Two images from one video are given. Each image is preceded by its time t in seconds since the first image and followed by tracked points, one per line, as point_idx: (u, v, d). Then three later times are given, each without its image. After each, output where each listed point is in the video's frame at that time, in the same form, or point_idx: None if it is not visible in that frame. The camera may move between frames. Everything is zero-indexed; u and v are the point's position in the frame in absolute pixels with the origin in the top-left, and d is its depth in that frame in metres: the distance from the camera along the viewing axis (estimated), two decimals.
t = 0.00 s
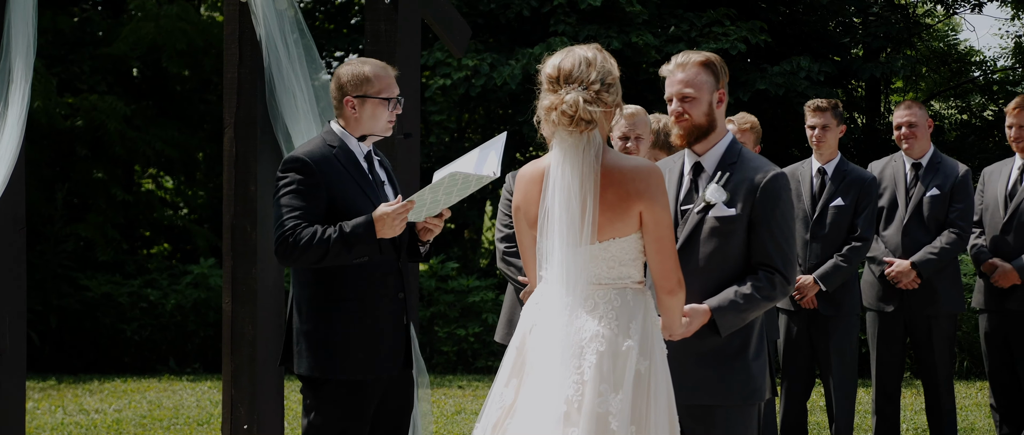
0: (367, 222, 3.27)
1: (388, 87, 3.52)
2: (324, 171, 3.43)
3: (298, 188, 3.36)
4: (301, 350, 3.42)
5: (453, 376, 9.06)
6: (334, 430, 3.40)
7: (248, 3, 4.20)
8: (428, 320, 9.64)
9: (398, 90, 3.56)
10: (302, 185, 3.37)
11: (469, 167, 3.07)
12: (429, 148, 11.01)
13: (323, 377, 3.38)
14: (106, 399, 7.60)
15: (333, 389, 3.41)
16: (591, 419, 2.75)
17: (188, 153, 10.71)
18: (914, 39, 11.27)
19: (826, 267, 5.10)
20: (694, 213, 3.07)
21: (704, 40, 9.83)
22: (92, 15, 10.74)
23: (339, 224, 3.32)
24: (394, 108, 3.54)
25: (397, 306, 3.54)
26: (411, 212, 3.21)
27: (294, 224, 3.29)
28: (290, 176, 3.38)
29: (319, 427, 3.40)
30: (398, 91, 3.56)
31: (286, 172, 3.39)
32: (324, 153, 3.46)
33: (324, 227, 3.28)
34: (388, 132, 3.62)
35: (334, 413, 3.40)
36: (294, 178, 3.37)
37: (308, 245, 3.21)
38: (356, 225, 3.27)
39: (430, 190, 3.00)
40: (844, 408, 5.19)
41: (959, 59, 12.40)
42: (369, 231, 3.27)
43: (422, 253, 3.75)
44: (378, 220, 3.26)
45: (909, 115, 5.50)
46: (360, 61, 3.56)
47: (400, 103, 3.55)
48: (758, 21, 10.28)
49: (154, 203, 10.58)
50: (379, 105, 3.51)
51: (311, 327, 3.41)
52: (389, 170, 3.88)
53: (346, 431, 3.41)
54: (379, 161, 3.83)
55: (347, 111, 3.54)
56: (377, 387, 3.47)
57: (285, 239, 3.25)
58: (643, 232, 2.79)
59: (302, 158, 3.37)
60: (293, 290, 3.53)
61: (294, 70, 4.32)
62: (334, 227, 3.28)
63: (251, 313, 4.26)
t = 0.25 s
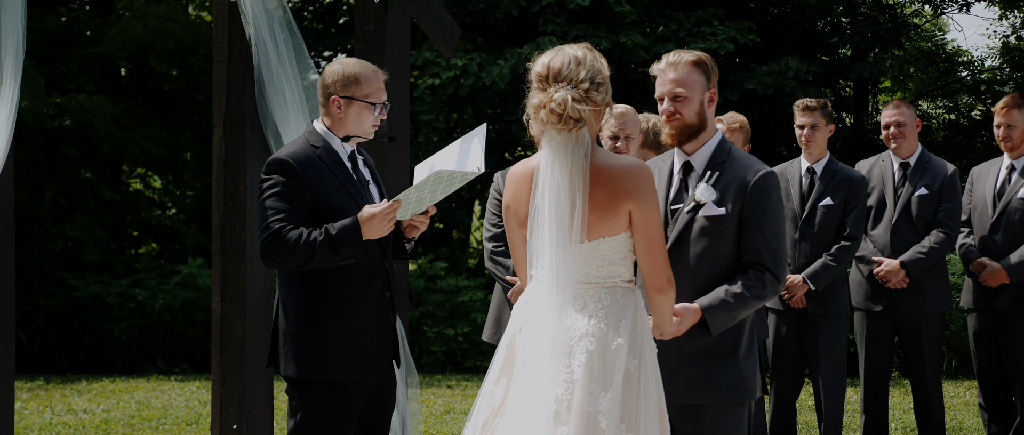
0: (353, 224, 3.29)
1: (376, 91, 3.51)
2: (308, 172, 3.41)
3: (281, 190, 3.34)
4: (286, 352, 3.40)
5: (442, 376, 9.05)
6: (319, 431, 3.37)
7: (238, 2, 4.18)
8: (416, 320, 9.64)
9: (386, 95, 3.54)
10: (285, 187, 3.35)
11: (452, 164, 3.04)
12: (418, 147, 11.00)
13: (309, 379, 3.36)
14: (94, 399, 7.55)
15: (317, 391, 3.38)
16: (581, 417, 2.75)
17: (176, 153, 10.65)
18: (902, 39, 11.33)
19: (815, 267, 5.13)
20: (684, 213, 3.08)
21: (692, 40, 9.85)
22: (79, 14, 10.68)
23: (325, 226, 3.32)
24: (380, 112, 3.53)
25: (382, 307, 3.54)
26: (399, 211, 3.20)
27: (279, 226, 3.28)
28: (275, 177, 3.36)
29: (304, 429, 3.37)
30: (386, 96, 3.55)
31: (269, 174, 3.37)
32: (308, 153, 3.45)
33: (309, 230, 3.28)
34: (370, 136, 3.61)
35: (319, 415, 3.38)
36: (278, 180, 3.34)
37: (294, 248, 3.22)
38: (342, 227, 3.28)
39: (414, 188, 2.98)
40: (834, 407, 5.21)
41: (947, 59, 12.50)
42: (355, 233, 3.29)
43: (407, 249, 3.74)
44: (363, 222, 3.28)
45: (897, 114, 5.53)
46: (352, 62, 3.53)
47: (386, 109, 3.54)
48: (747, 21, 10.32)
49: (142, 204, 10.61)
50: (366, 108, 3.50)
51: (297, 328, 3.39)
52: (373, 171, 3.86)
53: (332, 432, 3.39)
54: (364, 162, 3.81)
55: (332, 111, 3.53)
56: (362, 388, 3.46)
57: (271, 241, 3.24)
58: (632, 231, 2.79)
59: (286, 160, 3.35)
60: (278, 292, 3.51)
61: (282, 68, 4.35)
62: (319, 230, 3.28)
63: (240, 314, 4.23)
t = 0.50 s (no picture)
0: (342, 227, 3.28)
1: (368, 93, 3.50)
2: (298, 173, 3.40)
3: (270, 191, 3.32)
4: (271, 353, 3.39)
5: (432, 376, 9.04)
6: (305, 432, 3.37)
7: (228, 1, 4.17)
8: (406, 319, 9.63)
9: (378, 98, 3.53)
10: (274, 187, 3.33)
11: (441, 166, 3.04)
12: (407, 147, 10.99)
13: (294, 380, 3.35)
14: (83, 399, 7.50)
15: (303, 391, 3.37)
16: (572, 417, 2.75)
17: (165, 153, 10.58)
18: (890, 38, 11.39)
19: (805, 267, 5.15)
20: (674, 213, 3.09)
21: (682, 39, 9.87)
22: (68, 14, 10.63)
23: (313, 228, 3.32)
24: (372, 115, 3.51)
25: (367, 308, 3.53)
26: (388, 214, 3.20)
27: (268, 227, 3.26)
28: (264, 178, 3.34)
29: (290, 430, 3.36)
30: (379, 99, 3.54)
31: (259, 174, 3.36)
32: (298, 154, 3.44)
33: (298, 231, 3.27)
34: (361, 138, 3.59)
35: (306, 415, 3.37)
36: (268, 181, 3.33)
37: (282, 249, 3.21)
38: (330, 230, 3.28)
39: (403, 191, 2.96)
40: (823, 407, 5.24)
41: (935, 59, 12.56)
42: (344, 235, 3.29)
43: (395, 248, 3.75)
44: (350, 224, 3.28)
45: (886, 114, 5.56)
46: (345, 63, 3.52)
47: (378, 112, 3.53)
48: (736, 21, 10.35)
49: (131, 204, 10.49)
50: (358, 110, 3.49)
51: (283, 329, 3.38)
52: (362, 171, 3.85)
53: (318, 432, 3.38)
54: (353, 162, 3.80)
55: (324, 112, 3.52)
56: (348, 389, 3.45)
57: (259, 242, 3.22)
58: (622, 231, 2.80)
59: (276, 160, 3.34)
60: (264, 293, 3.49)
61: (273, 67, 4.33)
62: (308, 231, 3.28)
63: (230, 314, 4.22)
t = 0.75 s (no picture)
0: (331, 228, 3.28)
1: (363, 95, 3.50)
2: (290, 174, 3.39)
3: (261, 190, 3.32)
4: (257, 352, 3.38)
5: (422, 376, 9.03)
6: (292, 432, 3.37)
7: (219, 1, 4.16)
8: (396, 320, 9.62)
9: (373, 99, 3.53)
10: (266, 186, 3.33)
11: (434, 171, 3.04)
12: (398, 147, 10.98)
13: (280, 381, 3.35)
14: (73, 400, 7.47)
15: (289, 392, 3.37)
16: (564, 417, 2.75)
17: (155, 153, 10.53)
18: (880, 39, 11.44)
19: (796, 266, 5.17)
20: (665, 213, 3.10)
21: (672, 39, 9.90)
22: (57, 14, 10.60)
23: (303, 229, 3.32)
24: (366, 117, 3.51)
25: (353, 311, 3.52)
26: (377, 218, 3.20)
27: (258, 227, 3.26)
28: (256, 176, 3.34)
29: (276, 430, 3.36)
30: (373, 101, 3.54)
31: (251, 173, 3.36)
32: (290, 154, 3.43)
33: (288, 232, 3.27)
34: (354, 139, 3.59)
35: (292, 415, 3.37)
36: (260, 180, 3.33)
37: (272, 248, 3.21)
38: (320, 231, 3.28)
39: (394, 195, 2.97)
40: (813, 406, 5.25)
41: (924, 59, 12.67)
42: (333, 237, 3.28)
43: (384, 251, 3.76)
44: (340, 228, 3.28)
45: (875, 114, 5.58)
46: (339, 63, 3.52)
47: (372, 113, 3.52)
48: (726, 21, 10.39)
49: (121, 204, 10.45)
50: (352, 111, 3.48)
51: (269, 329, 3.37)
52: (354, 172, 3.85)
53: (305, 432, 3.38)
54: (344, 163, 3.79)
55: (317, 112, 3.51)
56: (334, 390, 3.44)
57: (249, 241, 3.22)
58: (613, 231, 2.80)
59: (268, 159, 3.34)
60: (251, 293, 3.48)
61: (265, 67, 4.29)
62: (298, 232, 3.27)
63: (221, 314, 4.21)
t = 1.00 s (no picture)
0: (322, 231, 3.26)
1: (360, 98, 3.50)
2: (283, 174, 3.39)
3: (254, 190, 3.31)
4: (242, 351, 3.37)
5: (413, 376, 9.01)
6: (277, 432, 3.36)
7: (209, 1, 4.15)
8: (387, 320, 9.60)
9: (369, 104, 3.54)
10: (258, 186, 3.32)
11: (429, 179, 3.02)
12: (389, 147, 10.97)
13: (264, 380, 3.33)
14: (63, 400, 7.44)
15: (275, 392, 3.36)
16: (556, 418, 2.75)
17: (145, 153, 10.48)
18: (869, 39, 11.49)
19: (787, 266, 5.19)
20: (657, 213, 3.11)
21: (662, 40, 9.92)
22: (47, 14, 10.55)
23: (294, 231, 3.31)
24: (361, 120, 3.52)
25: (340, 315, 3.50)
26: (370, 222, 3.17)
27: (248, 227, 3.25)
28: (249, 176, 3.33)
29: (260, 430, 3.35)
30: (369, 105, 3.55)
31: (245, 171, 3.35)
32: (284, 154, 3.42)
33: (279, 233, 3.26)
34: (348, 142, 3.59)
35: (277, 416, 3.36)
36: (252, 179, 3.32)
37: (262, 249, 3.20)
38: (310, 234, 3.27)
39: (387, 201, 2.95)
40: (804, 406, 5.27)
41: (914, 60, 12.78)
42: (324, 241, 3.26)
43: (375, 254, 3.75)
44: (332, 231, 3.25)
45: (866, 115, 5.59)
46: (338, 66, 3.52)
47: (368, 118, 3.53)
48: (716, 21, 10.42)
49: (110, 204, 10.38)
50: (348, 114, 3.49)
51: (256, 330, 3.36)
52: (347, 173, 3.84)
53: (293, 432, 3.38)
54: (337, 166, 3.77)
55: (313, 113, 3.51)
56: (320, 391, 3.44)
57: (238, 240, 3.22)
58: (605, 231, 2.80)
59: (262, 158, 3.34)
60: (239, 293, 3.47)
61: (256, 68, 4.30)
62: (288, 234, 3.26)
63: (213, 314, 4.20)
